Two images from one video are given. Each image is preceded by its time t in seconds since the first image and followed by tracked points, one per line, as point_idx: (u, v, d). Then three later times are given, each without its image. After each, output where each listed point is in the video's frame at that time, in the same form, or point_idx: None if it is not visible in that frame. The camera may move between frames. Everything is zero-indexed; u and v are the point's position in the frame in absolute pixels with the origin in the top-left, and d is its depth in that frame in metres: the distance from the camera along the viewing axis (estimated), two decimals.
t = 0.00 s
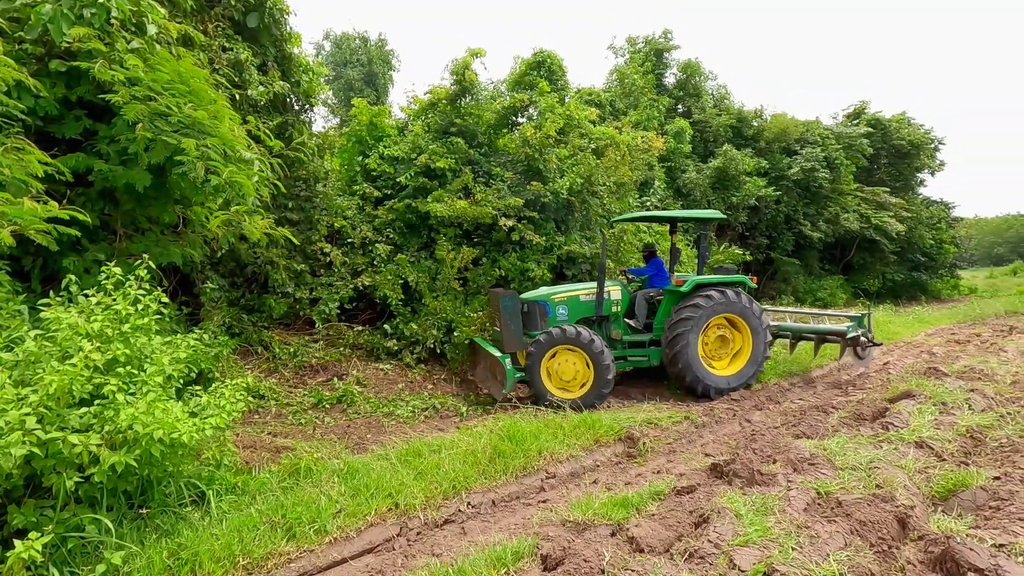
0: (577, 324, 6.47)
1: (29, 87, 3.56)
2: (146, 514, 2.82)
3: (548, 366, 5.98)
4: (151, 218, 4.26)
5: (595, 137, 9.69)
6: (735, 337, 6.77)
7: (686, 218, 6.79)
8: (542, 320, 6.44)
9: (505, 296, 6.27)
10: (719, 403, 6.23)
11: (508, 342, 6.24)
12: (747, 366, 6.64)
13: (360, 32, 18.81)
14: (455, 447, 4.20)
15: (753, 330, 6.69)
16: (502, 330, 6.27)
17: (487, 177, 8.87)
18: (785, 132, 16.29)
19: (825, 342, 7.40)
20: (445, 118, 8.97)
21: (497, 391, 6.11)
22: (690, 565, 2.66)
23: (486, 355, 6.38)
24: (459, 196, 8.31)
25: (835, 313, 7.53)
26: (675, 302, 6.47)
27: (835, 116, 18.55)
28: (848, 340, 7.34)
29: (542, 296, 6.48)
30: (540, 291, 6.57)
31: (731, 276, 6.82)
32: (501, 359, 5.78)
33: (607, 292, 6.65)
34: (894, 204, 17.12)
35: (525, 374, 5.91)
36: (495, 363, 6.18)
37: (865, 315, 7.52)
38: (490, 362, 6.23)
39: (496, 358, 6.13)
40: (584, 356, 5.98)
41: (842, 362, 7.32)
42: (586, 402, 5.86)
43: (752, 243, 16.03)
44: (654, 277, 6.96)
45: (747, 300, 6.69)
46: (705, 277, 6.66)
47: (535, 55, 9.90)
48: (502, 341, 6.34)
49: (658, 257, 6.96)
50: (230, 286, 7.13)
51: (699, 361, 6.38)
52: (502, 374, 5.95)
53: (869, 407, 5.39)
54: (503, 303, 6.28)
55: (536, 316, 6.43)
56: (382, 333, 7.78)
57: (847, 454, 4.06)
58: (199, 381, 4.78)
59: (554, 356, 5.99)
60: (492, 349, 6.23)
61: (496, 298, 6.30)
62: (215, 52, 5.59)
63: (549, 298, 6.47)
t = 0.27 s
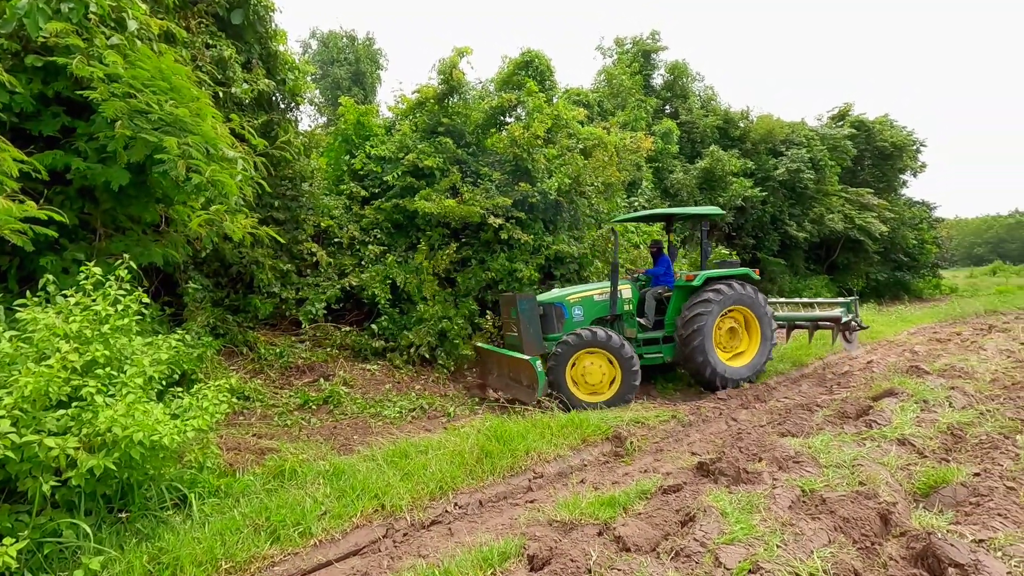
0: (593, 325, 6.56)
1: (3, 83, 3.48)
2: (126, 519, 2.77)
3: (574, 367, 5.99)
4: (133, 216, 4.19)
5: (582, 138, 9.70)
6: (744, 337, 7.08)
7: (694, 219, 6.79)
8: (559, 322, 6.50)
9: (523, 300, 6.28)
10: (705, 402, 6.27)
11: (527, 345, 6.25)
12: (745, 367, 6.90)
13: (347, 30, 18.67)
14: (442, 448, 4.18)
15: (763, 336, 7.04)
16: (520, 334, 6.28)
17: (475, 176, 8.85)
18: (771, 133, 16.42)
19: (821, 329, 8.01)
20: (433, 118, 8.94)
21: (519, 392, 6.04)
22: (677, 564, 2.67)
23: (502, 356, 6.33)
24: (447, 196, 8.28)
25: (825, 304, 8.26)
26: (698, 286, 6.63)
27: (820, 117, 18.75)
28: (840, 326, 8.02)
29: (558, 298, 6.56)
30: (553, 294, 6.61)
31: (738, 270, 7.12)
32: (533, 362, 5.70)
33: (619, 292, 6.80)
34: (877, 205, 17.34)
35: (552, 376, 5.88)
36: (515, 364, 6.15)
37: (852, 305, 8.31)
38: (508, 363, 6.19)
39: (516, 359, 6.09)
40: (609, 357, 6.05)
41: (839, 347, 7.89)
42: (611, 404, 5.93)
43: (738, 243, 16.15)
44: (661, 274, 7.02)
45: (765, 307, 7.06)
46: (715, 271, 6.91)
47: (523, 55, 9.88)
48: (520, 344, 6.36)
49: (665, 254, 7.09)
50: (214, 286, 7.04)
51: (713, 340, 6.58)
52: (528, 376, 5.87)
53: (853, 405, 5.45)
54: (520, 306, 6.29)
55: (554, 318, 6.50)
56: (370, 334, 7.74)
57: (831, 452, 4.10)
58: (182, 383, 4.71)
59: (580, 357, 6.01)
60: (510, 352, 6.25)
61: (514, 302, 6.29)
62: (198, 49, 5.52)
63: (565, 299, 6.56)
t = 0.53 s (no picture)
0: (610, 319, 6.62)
1: None
2: (105, 520, 2.73)
3: (597, 359, 6.09)
4: (115, 215, 4.14)
5: (571, 137, 9.71)
6: (749, 339, 7.38)
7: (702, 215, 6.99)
8: (578, 317, 6.51)
9: (546, 294, 6.28)
10: (693, 401, 6.30)
11: (548, 340, 6.28)
12: (743, 364, 7.10)
13: (335, 28, 18.54)
14: (428, 448, 4.16)
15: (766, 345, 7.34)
16: (542, 328, 6.30)
17: (463, 176, 8.84)
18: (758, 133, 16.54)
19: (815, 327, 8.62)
20: (421, 116, 8.92)
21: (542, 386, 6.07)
22: (662, 561, 2.68)
23: (522, 350, 6.32)
24: (435, 195, 8.26)
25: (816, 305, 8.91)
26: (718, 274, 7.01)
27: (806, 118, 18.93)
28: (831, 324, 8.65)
29: (577, 294, 6.54)
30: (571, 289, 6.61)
31: (744, 268, 7.48)
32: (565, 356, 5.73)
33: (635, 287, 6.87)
34: (862, 205, 17.53)
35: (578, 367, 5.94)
36: (537, 359, 6.16)
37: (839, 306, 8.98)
38: (530, 357, 6.20)
39: (539, 353, 6.11)
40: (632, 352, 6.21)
41: (832, 342, 8.49)
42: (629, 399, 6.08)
43: (726, 242, 16.25)
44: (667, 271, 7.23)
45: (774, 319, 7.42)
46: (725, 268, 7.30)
47: (512, 54, 9.84)
48: (540, 339, 6.38)
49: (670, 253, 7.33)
50: (199, 286, 6.97)
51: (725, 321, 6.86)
52: (555, 370, 5.89)
53: (838, 403, 5.50)
54: (543, 300, 6.29)
55: (573, 313, 6.51)
56: (357, 334, 7.70)
57: (816, 449, 4.13)
58: (165, 384, 4.66)
59: (605, 349, 6.13)
60: (533, 347, 6.26)
61: (535, 296, 6.30)
62: (181, 45, 5.46)
63: (583, 295, 6.56)
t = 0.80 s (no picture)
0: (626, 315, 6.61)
1: None
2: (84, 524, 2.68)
3: (620, 348, 6.20)
4: (97, 213, 4.08)
5: (562, 137, 9.70)
6: (751, 342, 7.48)
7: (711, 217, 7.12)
8: (595, 313, 6.51)
9: (566, 288, 6.27)
10: (682, 400, 6.31)
11: (567, 334, 6.30)
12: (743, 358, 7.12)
13: (324, 26, 18.42)
14: (415, 448, 4.14)
15: (765, 352, 7.42)
16: (560, 322, 6.30)
17: (453, 175, 8.81)
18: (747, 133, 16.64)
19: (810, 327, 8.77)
20: (411, 115, 8.88)
21: (560, 379, 6.15)
22: (648, 560, 2.67)
23: (539, 344, 6.40)
24: (424, 194, 8.22)
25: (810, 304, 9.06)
26: (733, 270, 7.17)
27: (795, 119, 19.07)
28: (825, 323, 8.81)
29: (593, 289, 6.53)
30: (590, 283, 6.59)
31: (750, 266, 7.58)
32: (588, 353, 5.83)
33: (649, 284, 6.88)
34: (850, 206, 17.69)
35: (601, 351, 6.04)
36: (556, 353, 6.23)
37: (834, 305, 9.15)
38: (547, 351, 6.27)
39: (557, 347, 6.19)
40: (652, 354, 6.35)
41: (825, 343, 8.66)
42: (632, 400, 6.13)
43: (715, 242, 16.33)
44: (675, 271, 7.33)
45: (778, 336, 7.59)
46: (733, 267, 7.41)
47: (502, 53, 9.88)
48: (558, 334, 6.39)
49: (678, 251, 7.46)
50: (185, 285, 6.89)
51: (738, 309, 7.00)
52: (576, 362, 5.98)
53: (824, 402, 5.54)
54: (563, 295, 6.30)
55: (589, 309, 6.50)
56: (346, 333, 7.65)
57: (802, 447, 4.16)
58: (148, 385, 4.59)
59: (633, 340, 6.27)
60: (552, 341, 6.31)
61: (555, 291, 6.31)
62: (165, 42, 5.39)
63: (600, 290, 6.54)
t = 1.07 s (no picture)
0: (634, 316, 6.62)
1: None
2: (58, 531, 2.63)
3: (639, 345, 6.19)
4: (77, 213, 4.00)
5: (552, 137, 9.68)
6: (749, 346, 7.51)
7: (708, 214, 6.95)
8: (604, 313, 6.51)
9: (577, 288, 6.23)
10: (671, 400, 6.31)
11: (577, 334, 6.27)
12: (741, 355, 7.11)
13: (314, 24, 18.26)
14: (401, 451, 4.09)
15: (761, 358, 7.43)
16: (572, 321, 6.27)
17: (443, 174, 8.77)
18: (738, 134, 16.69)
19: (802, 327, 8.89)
20: (400, 114, 8.82)
21: (572, 380, 6.11)
22: (634, 565, 2.65)
23: (550, 344, 6.33)
24: (414, 194, 8.17)
25: (803, 304, 9.19)
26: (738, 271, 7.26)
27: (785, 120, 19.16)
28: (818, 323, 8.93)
29: (602, 289, 6.52)
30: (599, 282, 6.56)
31: (752, 267, 7.63)
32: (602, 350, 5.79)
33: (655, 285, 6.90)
34: (839, 206, 17.80)
35: (621, 345, 6.01)
36: (567, 354, 6.18)
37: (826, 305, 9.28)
38: (558, 352, 6.21)
39: (569, 348, 6.13)
40: (663, 361, 6.37)
41: (818, 342, 8.78)
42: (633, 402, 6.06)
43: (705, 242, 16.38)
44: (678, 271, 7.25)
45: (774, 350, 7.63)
46: (736, 269, 7.45)
47: (492, 53, 9.83)
48: (568, 334, 6.37)
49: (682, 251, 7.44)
50: (170, 286, 6.81)
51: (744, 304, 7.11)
52: (589, 364, 5.93)
53: (812, 402, 5.55)
54: (575, 295, 6.25)
55: (598, 309, 6.49)
56: (335, 334, 7.59)
57: (790, 448, 4.15)
58: (130, 388, 4.52)
59: (652, 342, 6.30)
60: (563, 341, 6.24)
61: (566, 291, 6.27)
62: (148, 39, 5.31)
63: (608, 290, 6.53)
